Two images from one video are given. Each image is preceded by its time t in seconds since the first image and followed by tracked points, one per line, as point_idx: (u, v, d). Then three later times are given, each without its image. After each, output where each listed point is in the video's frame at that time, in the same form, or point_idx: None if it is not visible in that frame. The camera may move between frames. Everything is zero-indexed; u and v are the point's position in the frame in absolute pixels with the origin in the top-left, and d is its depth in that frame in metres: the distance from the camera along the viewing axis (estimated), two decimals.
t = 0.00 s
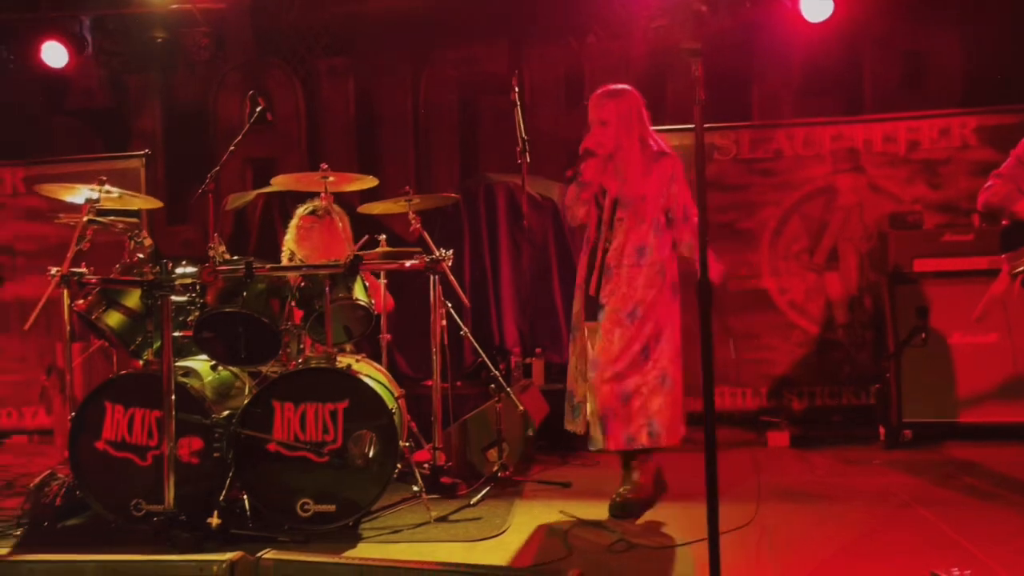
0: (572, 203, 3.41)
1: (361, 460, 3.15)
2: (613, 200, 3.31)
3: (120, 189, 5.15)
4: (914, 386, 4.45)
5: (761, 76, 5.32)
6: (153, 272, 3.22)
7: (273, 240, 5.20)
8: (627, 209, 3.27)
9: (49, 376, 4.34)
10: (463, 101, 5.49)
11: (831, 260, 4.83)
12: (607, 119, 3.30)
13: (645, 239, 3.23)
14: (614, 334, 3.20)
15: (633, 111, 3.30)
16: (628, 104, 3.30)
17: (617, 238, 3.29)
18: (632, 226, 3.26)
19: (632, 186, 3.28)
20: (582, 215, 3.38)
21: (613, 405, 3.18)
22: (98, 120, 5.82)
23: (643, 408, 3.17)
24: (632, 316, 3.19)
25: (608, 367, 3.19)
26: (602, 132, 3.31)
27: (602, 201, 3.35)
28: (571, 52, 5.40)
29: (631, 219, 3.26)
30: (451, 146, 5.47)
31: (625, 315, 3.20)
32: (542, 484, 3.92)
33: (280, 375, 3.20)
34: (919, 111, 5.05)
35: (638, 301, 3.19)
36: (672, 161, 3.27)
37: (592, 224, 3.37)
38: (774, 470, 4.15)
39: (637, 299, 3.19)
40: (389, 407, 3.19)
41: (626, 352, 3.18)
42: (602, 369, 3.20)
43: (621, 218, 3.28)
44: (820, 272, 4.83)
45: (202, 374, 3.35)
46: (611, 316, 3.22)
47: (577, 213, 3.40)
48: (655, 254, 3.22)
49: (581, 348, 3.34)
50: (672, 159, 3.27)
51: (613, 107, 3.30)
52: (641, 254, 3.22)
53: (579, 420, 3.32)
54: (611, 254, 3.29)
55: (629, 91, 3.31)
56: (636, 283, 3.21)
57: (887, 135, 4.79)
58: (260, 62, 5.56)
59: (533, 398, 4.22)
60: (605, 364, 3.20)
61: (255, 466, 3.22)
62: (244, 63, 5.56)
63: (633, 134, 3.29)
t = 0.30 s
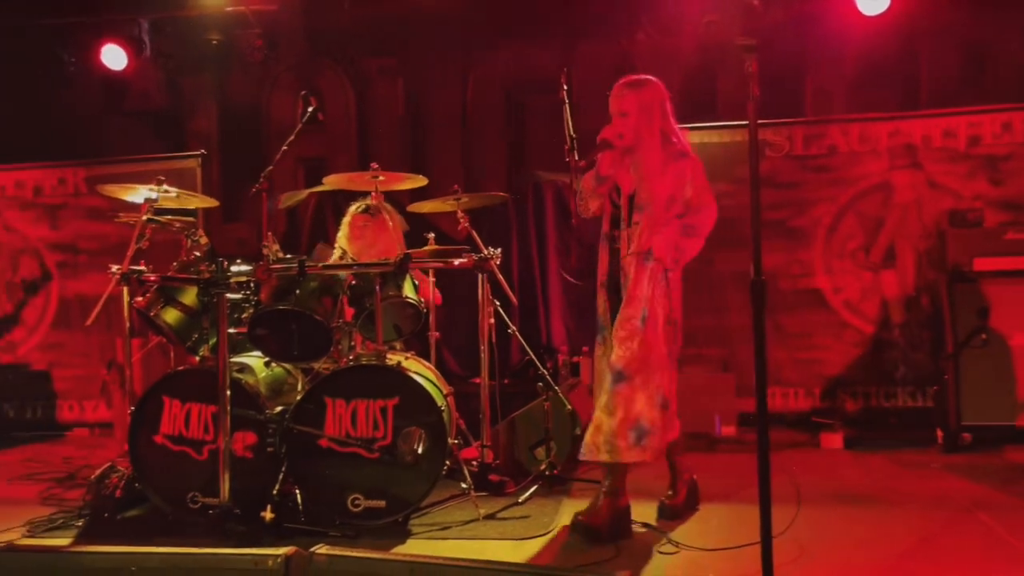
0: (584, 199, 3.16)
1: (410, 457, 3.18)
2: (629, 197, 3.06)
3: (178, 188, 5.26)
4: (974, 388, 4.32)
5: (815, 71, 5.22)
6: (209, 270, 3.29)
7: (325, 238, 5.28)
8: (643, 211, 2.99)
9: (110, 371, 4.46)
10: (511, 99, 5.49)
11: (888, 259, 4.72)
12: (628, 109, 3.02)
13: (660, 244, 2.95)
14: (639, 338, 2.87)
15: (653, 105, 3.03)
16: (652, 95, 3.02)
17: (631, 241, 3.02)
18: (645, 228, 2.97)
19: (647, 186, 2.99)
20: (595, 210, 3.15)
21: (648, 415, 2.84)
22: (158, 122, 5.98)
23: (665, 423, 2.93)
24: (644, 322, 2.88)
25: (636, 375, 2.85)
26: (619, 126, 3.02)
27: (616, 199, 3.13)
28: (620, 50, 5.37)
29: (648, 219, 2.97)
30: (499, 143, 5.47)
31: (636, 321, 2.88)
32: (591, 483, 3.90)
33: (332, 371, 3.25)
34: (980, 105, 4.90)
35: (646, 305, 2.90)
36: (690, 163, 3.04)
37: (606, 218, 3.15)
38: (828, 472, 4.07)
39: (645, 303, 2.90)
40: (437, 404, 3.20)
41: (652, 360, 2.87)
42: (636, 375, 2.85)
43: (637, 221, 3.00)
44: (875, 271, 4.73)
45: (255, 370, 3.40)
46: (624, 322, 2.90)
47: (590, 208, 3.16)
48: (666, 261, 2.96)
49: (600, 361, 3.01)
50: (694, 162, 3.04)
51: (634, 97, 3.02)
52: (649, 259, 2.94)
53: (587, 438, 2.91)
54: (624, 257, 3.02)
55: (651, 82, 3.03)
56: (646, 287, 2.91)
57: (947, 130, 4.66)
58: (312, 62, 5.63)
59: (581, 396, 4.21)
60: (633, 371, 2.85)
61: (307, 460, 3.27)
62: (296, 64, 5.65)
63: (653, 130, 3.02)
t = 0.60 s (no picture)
0: (592, 188, 3.05)
1: (465, 453, 3.20)
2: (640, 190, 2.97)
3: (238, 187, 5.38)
4: None
5: (878, 65, 5.09)
6: (270, 266, 3.36)
7: (381, 236, 5.35)
8: (655, 205, 2.90)
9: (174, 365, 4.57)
10: (566, 95, 5.47)
11: (954, 257, 4.59)
12: (643, 95, 2.92)
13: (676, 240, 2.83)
14: (673, 348, 2.80)
15: (667, 92, 2.92)
16: (668, 83, 2.92)
17: (638, 234, 2.94)
18: (658, 223, 2.88)
19: (662, 178, 2.90)
20: (602, 201, 3.04)
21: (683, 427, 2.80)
22: (217, 121, 6.09)
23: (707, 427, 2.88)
24: (667, 328, 2.81)
25: (669, 385, 2.79)
26: (632, 115, 2.92)
27: (625, 192, 3.02)
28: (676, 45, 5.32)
29: (660, 212, 2.88)
30: (553, 140, 5.46)
31: (661, 327, 2.82)
32: (646, 483, 3.87)
33: (389, 367, 3.28)
34: None
35: (670, 308, 2.82)
36: (695, 151, 2.89)
37: (615, 210, 3.03)
38: (891, 475, 3.97)
39: (670, 308, 2.81)
40: (493, 401, 3.21)
41: (684, 370, 2.80)
42: (671, 386, 2.79)
43: (646, 215, 2.92)
44: (941, 269, 4.60)
45: (314, 366, 3.46)
46: (648, 328, 2.84)
47: (597, 199, 3.04)
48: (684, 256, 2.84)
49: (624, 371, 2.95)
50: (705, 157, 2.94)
51: (649, 83, 2.92)
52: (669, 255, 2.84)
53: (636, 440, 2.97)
54: (638, 255, 2.92)
55: (662, 68, 2.92)
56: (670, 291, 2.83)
57: (1018, 123, 4.50)
58: (368, 61, 5.68)
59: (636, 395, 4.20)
60: (667, 382, 2.80)
61: (364, 455, 3.31)
62: (352, 62, 5.70)
63: (668, 120, 2.91)
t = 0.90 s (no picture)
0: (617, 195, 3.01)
1: (524, 450, 3.20)
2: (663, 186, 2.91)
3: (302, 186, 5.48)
4: None
5: (949, 59, 4.94)
6: (335, 263, 3.42)
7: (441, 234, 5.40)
8: (674, 195, 2.85)
9: (241, 360, 4.69)
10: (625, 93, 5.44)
11: None
12: (653, 93, 2.86)
13: (701, 224, 2.78)
14: (710, 339, 2.76)
15: (675, 85, 2.87)
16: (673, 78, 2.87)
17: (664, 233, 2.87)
18: (677, 212, 2.83)
19: (678, 168, 2.85)
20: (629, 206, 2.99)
21: (723, 422, 2.74)
22: (280, 121, 6.21)
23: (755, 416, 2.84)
24: (699, 316, 2.75)
25: (705, 378, 2.75)
26: (645, 112, 2.88)
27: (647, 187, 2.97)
28: (738, 41, 5.26)
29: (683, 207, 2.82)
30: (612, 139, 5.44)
31: (690, 316, 2.76)
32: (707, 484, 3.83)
33: (448, 365, 3.32)
34: None
35: (699, 295, 2.76)
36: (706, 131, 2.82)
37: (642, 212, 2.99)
38: (963, 481, 3.85)
39: (700, 294, 2.76)
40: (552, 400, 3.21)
41: (721, 361, 2.76)
42: (711, 376, 2.75)
43: (667, 205, 2.86)
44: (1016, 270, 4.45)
45: (376, 362, 3.49)
46: (675, 321, 2.78)
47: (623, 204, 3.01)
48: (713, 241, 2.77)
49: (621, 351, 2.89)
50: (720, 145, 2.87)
51: (655, 80, 2.87)
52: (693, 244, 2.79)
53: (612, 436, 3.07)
54: (659, 249, 2.87)
55: (666, 64, 2.88)
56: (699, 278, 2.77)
57: None
58: (428, 61, 5.74)
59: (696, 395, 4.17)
60: (702, 373, 2.76)
61: (425, 451, 3.34)
62: (412, 62, 5.76)
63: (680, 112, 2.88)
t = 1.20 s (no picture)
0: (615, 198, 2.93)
1: (570, 448, 3.19)
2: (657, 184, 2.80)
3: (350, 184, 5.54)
4: None
5: (1009, 52, 4.79)
6: (383, 261, 3.43)
7: (486, 232, 5.41)
8: (669, 189, 2.76)
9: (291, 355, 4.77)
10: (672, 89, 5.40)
11: None
12: (654, 91, 2.78)
13: (700, 218, 2.68)
14: (718, 334, 2.69)
15: (672, 82, 2.79)
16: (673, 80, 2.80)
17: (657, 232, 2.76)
18: (673, 208, 2.74)
19: (674, 164, 2.76)
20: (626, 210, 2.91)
21: (734, 420, 2.65)
22: (327, 119, 6.28)
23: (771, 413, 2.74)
24: (704, 311, 2.68)
25: (714, 375, 2.69)
26: (644, 108, 2.80)
27: (643, 185, 2.87)
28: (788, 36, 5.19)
29: (679, 206, 2.72)
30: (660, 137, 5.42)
31: (695, 311, 2.68)
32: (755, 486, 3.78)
33: (492, 361, 3.33)
34: None
35: (701, 288, 2.68)
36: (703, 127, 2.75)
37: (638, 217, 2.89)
38: None
39: (704, 288, 2.67)
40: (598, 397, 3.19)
41: (729, 357, 2.69)
42: (722, 372, 2.69)
43: (662, 200, 2.76)
44: None
45: (422, 359, 3.51)
46: (682, 318, 2.69)
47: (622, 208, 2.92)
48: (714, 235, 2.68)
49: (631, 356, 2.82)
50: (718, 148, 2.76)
51: (656, 80, 2.79)
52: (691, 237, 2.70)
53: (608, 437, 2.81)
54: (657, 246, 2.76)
55: (663, 62, 2.82)
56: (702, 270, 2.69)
57: None
58: (474, 59, 5.77)
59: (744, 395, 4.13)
60: (711, 370, 2.69)
61: (472, 448, 3.35)
62: (458, 60, 5.79)
63: (677, 109, 2.79)
